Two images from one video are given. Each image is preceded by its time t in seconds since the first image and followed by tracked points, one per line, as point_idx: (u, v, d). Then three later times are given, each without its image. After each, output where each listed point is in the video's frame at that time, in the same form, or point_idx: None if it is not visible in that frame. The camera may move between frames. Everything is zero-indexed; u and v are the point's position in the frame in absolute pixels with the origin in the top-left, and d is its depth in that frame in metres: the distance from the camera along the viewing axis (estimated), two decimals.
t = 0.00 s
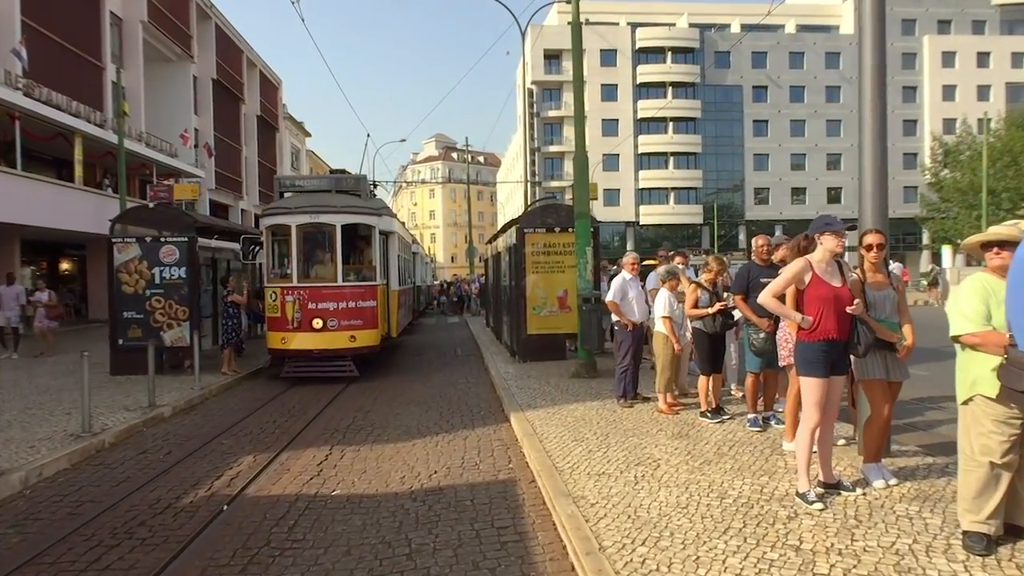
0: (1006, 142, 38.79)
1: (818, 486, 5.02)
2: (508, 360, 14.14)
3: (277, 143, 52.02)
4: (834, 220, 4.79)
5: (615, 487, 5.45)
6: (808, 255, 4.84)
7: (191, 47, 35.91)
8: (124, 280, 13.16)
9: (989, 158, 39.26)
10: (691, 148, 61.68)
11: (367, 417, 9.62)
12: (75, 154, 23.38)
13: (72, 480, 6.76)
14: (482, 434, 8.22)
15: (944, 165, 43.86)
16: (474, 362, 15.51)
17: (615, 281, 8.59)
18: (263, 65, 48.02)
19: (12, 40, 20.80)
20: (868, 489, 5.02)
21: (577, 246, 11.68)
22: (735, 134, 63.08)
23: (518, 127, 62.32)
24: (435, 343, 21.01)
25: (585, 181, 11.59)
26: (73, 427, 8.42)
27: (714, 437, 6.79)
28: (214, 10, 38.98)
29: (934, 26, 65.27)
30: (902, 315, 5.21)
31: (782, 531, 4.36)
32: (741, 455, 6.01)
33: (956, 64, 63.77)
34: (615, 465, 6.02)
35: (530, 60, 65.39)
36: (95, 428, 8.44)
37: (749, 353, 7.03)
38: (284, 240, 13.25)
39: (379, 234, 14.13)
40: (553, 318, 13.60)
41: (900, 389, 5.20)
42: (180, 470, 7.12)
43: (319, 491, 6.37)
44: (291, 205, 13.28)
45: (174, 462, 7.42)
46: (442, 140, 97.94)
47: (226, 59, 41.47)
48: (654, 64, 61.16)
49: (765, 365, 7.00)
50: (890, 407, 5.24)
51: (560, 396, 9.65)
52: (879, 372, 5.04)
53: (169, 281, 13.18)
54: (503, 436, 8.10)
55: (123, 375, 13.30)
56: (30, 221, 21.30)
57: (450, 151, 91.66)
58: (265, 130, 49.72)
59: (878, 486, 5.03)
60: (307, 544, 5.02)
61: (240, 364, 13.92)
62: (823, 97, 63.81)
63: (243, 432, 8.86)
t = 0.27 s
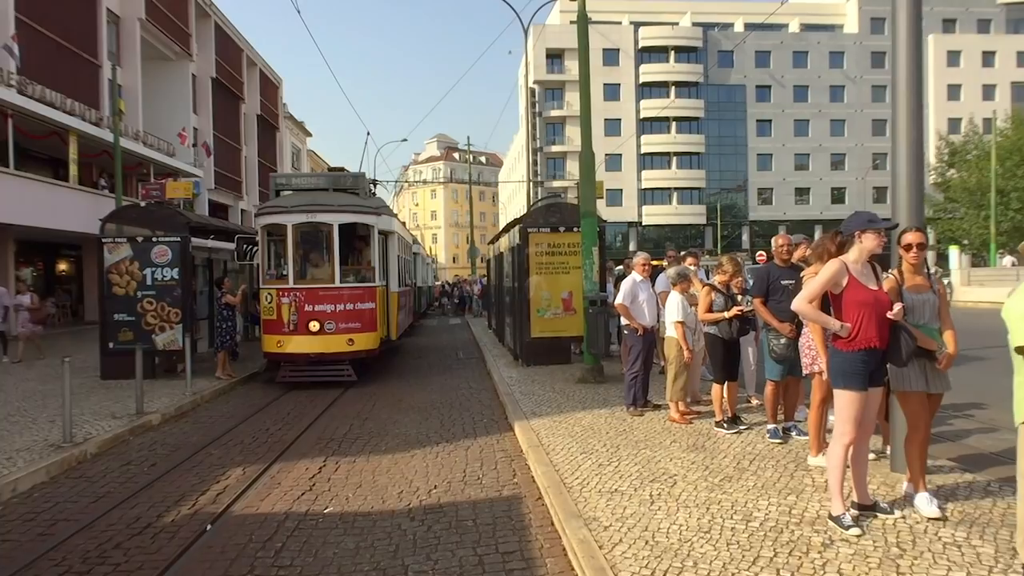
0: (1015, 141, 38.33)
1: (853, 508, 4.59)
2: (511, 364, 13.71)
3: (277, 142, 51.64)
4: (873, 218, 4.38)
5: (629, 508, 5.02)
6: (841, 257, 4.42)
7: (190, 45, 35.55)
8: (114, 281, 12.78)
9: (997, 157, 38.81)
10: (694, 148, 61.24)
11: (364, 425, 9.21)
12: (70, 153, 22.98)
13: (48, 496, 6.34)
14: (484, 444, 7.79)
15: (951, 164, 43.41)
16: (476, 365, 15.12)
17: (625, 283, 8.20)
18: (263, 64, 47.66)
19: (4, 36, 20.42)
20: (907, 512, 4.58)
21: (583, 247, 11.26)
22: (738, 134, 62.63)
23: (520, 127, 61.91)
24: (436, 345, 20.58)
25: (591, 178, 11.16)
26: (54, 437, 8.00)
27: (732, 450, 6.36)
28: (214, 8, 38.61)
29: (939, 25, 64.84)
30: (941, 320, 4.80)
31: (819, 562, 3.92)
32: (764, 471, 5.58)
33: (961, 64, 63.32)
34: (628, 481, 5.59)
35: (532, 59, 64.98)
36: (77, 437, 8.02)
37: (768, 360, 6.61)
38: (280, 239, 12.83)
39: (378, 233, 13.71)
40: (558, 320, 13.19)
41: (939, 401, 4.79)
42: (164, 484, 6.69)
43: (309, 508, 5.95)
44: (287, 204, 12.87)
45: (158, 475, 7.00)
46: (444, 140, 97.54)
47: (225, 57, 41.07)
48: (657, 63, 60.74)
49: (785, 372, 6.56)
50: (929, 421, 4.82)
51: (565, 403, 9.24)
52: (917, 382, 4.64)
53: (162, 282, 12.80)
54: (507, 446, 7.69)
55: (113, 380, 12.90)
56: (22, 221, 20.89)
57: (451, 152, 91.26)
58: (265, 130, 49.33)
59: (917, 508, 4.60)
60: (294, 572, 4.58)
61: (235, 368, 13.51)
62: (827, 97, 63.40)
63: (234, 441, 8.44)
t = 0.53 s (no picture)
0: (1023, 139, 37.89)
1: (888, 531, 4.15)
2: (512, 366, 13.27)
3: (277, 141, 51.24)
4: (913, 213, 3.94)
5: (640, 529, 4.58)
6: (874, 252, 3.99)
7: (188, 43, 35.18)
8: (102, 280, 12.38)
9: (1005, 156, 38.36)
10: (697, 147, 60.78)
11: (357, 432, 8.79)
12: (63, 150, 22.55)
13: (15, 511, 5.92)
14: (483, 454, 7.36)
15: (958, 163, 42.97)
16: (476, 367, 14.70)
17: (633, 283, 7.78)
18: (262, 62, 47.25)
19: None
20: (948, 536, 4.15)
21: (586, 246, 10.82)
22: (741, 132, 62.16)
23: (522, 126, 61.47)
24: (436, 346, 20.13)
25: (595, 174, 10.72)
26: (29, 446, 7.57)
27: (749, 462, 5.94)
28: (212, 5, 38.21)
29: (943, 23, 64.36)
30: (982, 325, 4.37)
31: None
32: (786, 487, 5.14)
33: (966, 62, 62.86)
34: (638, 498, 5.16)
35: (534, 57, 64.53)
36: (54, 446, 7.60)
37: (785, 364, 6.18)
38: (273, 238, 12.42)
39: (375, 232, 13.28)
40: (560, 321, 12.76)
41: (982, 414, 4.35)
42: (141, 498, 6.27)
43: (294, 526, 5.52)
44: (280, 201, 12.44)
45: (136, 488, 6.58)
46: (445, 140, 97.14)
47: (223, 54, 40.65)
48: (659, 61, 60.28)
49: (804, 379, 6.12)
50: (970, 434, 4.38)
51: (569, 409, 8.81)
52: (958, 394, 4.20)
53: (151, 282, 12.40)
54: (507, 456, 7.26)
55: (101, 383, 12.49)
56: (14, 219, 20.47)
57: (452, 151, 90.86)
58: (264, 128, 48.93)
59: (959, 532, 4.16)
60: None
61: (228, 371, 13.09)
62: (830, 95, 62.88)
63: (219, 449, 8.02)
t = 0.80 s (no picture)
0: None
1: (931, 564, 3.72)
2: (512, 371, 12.83)
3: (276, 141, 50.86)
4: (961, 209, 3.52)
5: (651, 559, 4.13)
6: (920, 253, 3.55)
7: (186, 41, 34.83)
8: (88, 282, 11.97)
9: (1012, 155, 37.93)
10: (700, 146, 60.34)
11: (349, 441, 8.38)
12: (56, 149, 22.16)
13: None
14: (480, 467, 6.93)
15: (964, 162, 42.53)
16: (475, 371, 14.27)
17: (638, 286, 7.35)
18: (262, 61, 46.88)
19: None
20: (995, 568, 3.73)
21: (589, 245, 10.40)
22: (744, 132, 61.71)
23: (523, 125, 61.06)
24: (435, 349, 19.69)
25: (599, 171, 10.29)
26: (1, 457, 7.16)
27: (766, 478, 5.51)
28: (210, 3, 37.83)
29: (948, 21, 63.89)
30: None
31: None
32: (810, 509, 4.71)
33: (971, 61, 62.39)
34: (649, 520, 4.72)
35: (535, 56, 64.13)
36: (26, 457, 7.19)
37: (804, 372, 5.77)
38: (265, 237, 12.01)
39: (371, 231, 12.85)
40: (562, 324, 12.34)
41: None
42: (114, 515, 5.86)
43: (274, 548, 5.10)
44: (272, 199, 12.03)
45: (109, 504, 6.16)
46: (446, 140, 96.76)
47: (222, 53, 40.28)
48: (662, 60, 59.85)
49: (825, 389, 5.69)
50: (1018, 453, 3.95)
51: (572, 417, 8.39)
52: (1008, 409, 3.77)
53: (138, 283, 11.99)
54: (506, 469, 6.83)
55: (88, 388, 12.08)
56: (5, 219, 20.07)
57: (454, 151, 90.48)
58: (264, 127, 48.55)
59: (1009, 564, 3.73)
60: None
61: (219, 375, 12.69)
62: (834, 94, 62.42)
63: (202, 460, 7.60)
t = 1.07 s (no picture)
0: None
1: None
2: (515, 374, 12.44)
3: (277, 140, 50.51)
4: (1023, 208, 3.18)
5: None
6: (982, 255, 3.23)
7: (185, 39, 34.46)
8: (77, 283, 11.57)
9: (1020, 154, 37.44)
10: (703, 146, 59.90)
11: (345, 451, 7.98)
12: (51, 147, 21.79)
13: None
14: (482, 480, 6.53)
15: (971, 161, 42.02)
16: (477, 374, 13.87)
17: (649, 288, 6.95)
18: (262, 60, 46.52)
19: None
20: None
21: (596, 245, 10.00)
22: (748, 131, 61.25)
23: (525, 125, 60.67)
24: (436, 350, 19.29)
25: (606, 168, 9.89)
26: None
27: (792, 496, 5.11)
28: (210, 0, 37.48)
29: (953, 20, 63.39)
30: None
31: None
32: (846, 534, 4.30)
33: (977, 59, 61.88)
34: (668, 546, 4.32)
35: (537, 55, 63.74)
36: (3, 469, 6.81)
37: (831, 380, 5.38)
38: (260, 237, 11.61)
39: (369, 230, 12.45)
40: (567, 327, 11.94)
41: None
42: (89, 534, 5.47)
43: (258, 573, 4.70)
44: (268, 198, 11.64)
45: (86, 521, 5.77)
46: (448, 140, 96.37)
47: (222, 52, 39.93)
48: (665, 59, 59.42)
49: (855, 400, 5.29)
50: None
51: (579, 425, 7.99)
52: None
53: (129, 284, 11.59)
54: (510, 483, 6.44)
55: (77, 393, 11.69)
56: None
57: (456, 151, 90.09)
58: (264, 127, 48.20)
59: None
60: None
61: (213, 379, 12.30)
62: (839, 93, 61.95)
63: (189, 472, 7.21)
